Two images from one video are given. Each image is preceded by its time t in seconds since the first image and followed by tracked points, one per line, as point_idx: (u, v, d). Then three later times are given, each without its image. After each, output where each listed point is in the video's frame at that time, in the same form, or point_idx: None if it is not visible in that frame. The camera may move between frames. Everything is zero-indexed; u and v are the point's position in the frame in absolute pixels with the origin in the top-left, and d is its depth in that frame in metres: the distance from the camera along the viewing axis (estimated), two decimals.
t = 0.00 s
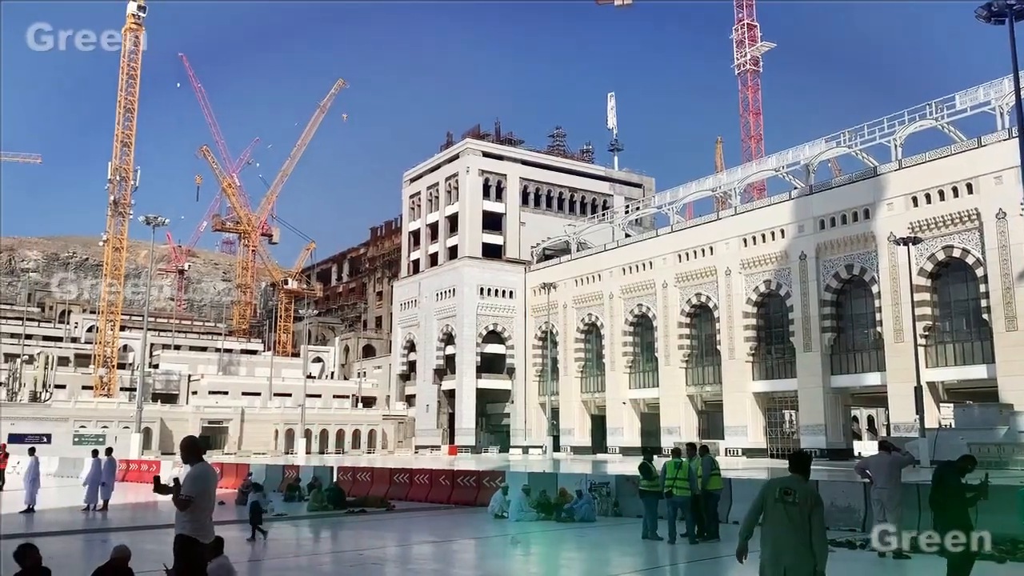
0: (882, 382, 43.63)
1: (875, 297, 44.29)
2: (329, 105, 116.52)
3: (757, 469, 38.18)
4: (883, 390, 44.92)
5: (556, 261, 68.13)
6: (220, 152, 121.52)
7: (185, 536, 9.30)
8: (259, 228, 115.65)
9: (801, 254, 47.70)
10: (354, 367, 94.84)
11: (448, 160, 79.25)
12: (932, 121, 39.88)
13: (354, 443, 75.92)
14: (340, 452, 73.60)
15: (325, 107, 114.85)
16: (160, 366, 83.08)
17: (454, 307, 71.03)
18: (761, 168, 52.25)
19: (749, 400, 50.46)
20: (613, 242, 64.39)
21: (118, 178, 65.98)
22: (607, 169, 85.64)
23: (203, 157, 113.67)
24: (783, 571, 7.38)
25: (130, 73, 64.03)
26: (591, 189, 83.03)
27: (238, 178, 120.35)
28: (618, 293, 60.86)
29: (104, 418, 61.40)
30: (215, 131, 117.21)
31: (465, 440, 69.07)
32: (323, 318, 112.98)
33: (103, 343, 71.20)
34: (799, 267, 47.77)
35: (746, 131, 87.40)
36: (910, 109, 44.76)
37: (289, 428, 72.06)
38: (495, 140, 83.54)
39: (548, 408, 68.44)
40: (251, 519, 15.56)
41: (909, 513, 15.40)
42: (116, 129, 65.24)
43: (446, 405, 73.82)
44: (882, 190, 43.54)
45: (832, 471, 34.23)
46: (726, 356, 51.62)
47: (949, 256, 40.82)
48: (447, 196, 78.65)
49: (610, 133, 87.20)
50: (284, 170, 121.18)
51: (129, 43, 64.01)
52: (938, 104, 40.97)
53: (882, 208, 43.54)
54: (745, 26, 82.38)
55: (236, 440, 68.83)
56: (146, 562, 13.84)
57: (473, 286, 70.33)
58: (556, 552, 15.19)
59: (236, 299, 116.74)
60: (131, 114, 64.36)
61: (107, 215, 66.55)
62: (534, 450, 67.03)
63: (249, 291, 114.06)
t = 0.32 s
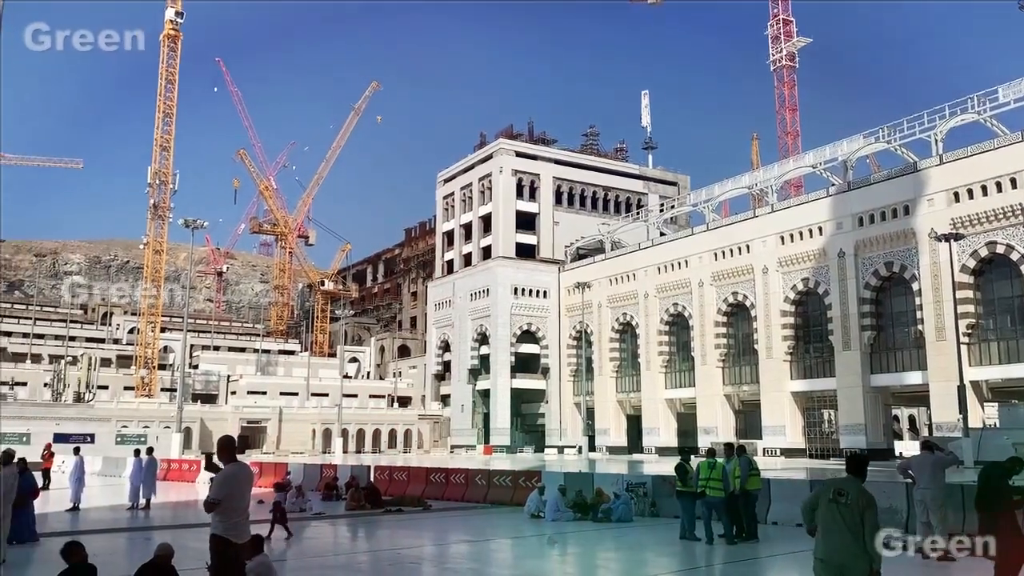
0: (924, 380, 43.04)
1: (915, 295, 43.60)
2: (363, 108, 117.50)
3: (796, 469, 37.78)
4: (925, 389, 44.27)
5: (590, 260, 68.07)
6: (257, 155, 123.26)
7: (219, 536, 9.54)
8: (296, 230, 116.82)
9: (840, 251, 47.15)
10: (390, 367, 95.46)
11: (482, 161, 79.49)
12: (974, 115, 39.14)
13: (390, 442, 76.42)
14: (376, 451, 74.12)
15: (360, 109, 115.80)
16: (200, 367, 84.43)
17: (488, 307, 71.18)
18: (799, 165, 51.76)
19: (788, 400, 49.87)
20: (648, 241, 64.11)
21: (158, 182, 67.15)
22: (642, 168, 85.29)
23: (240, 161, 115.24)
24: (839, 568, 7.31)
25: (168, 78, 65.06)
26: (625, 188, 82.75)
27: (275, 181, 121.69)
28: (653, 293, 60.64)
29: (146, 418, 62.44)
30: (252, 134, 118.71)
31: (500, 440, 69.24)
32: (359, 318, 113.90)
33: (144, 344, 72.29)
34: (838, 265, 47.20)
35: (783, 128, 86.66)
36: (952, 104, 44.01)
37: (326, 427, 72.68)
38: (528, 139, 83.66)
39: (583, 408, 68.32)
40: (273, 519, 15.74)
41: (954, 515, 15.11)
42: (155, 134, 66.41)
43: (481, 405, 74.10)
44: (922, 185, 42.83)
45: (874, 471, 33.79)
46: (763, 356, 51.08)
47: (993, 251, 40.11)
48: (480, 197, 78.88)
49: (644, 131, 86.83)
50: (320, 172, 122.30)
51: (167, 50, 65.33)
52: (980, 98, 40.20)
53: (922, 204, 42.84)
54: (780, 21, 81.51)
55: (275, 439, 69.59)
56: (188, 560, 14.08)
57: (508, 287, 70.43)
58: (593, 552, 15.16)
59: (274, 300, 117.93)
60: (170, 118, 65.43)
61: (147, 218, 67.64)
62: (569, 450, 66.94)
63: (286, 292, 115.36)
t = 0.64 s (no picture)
0: (974, 379, 42.21)
1: (964, 292, 42.76)
2: (402, 109, 118.28)
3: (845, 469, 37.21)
4: (975, 388, 43.41)
5: (630, 259, 67.90)
6: (298, 158, 124.73)
7: (262, 535, 9.69)
8: (337, 231, 117.75)
9: (886, 247, 46.39)
10: (431, 367, 95.96)
11: (520, 160, 79.59)
12: None
13: (431, 441, 76.84)
14: (418, 450, 74.56)
15: (399, 111, 116.56)
16: (245, 367, 85.65)
17: (528, 307, 71.21)
18: (843, 159, 51.01)
19: (833, 399, 49.04)
20: (688, 239, 63.68)
21: (202, 185, 68.29)
22: (682, 165, 84.64)
23: (282, 163, 116.66)
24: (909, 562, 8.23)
25: (211, 83, 66.13)
26: (665, 185, 82.22)
27: (316, 183, 122.88)
28: (694, 291, 60.19)
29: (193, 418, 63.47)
30: (293, 137, 119.92)
31: (541, 439, 69.25)
32: (400, 318, 114.61)
33: (190, 344, 73.42)
34: (884, 262, 46.46)
35: (826, 123, 85.54)
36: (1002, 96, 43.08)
37: (368, 427, 73.21)
38: (566, 138, 83.59)
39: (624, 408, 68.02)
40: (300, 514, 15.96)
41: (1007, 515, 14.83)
42: (199, 138, 67.55)
43: (521, 405, 74.22)
44: (971, 179, 41.96)
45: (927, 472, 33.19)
46: (807, 354, 50.34)
47: None
48: (519, 196, 78.95)
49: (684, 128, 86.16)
50: (360, 174, 123.22)
51: (210, 56, 66.65)
52: None
53: (971, 198, 42.00)
54: (823, 15, 80.30)
55: (318, 438, 70.41)
56: (235, 558, 14.24)
57: (547, 286, 70.45)
58: (635, 552, 15.06)
59: (316, 301, 119.12)
60: (213, 123, 66.50)
61: (192, 222, 68.56)
62: (610, 450, 66.69)
63: (328, 293, 116.59)
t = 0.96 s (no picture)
0: None
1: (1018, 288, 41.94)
2: (441, 110, 118.69)
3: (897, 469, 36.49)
4: None
5: (671, 258, 67.59)
6: (340, 160, 125.84)
7: (309, 534, 9.76)
8: (378, 233, 118.51)
9: (934, 243, 45.46)
10: (472, 367, 96.41)
11: (559, 159, 79.60)
12: None
13: (473, 441, 77.11)
14: (460, 450, 74.91)
15: (438, 112, 117.04)
16: (289, 367, 86.76)
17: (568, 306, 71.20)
18: (889, 154, 50.17)
19: (880, 398, 48.16)
20: (731, 236, 63.14)
21: (246, 189, 69.22)
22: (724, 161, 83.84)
23: (324, 166, 117.87)
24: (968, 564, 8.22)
25: (254, 88, 67.11)
26: (707, 182, 81.56)
27: (357, 185, 123.92)
28: (737, 289, 59.58)
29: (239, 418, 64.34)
30: (334, 140, 120.98)
31: (583, 439, 69.14)
32: (440, 318, 115.11)
33: (235, 346, 74.45)
34: (932, 258, 45.56)
35: (871, 117, 84.19)
36: None
37: (410, 426, 73.61)
38: (606, 136, 83.39)
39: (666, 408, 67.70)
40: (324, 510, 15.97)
41: None
42: (243, 143, 68.48)
43: (562, 404, 74.19)
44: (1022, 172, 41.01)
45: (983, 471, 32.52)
46: (854, 353, 49.53)
47: None
48: (559, 195, 78.98)
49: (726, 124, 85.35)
50: (400, 175, 123.98)
51: (253, 61, 67.59)
52: None
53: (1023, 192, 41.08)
54: (866, 7, 78.63)
55: (361, 437, 71.03)
56: (282, 556, 14.43)
57: (587, 285, 70.44)
58: (679, 552, 14.95)
59: (357, 302, 120.27)
60: (256, 127, 67.46)
61: (237, 225, 69.48)
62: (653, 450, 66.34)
63: (370, 293, 117.59)
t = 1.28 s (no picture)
0: None
1: None
2: (477, 111, 118.92)
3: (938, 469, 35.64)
4: None
5: (709, 256, 67.13)
6: (377, 162, 126.68)
7: (350, 533, 9.81)
8: (415, 234, 119.05)
9: (980, 238, 44.67)
10: (509, 366, 96.60)
11: (595, 158, 79.34)
12: None
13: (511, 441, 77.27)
14: (499, 450, 75.09)
15: (473, 112, 117.33)
16: (329, 368, 87.69)
17: (606, 306, 71.02)
18: (933, 148, 49.41)
19: (925, 395, 47.34)
20: (771, 233, 62.57)
21: (286, 192, 70.01)
22: (763, 157, 82.61)
23: (361, 168, 118.85)
24: None
25: (292, 92, 67.89)
26: (746, 178, 80.66)
27: (394, 186, 124.73)
28: (778, 287, 58.94)
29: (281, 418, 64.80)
30: (371, 142, 121.87)
31: (621, 439, 68.94)
32: (477, 318, 115.28)
33: (277, 347, 75.32)
34: (978, 254, 44.74)
35: (913, 110, 82.83)
36: None
37: (449, 426, 73.96)
38: (642, 134, 83.05)
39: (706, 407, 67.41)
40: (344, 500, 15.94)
41: None
42: (282, 146, 69.29)
43: (600, 404, 74.08)
44: None
45: None
46: (897, 350, 48.76)
47: None
48: (595, 194, 78.84)
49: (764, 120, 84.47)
50: (436, 177, 124.54)
51: (290, 65, 68.49)
52: None
53: None
54: None
55: (400, 437, 71.49)
56: (326, 555, 14.57)
57: (625, 285, 70.27)
58: (720, 553, 14.84)
59: (395, 303, 121.10)
60: (295, 130, 68.22)
61: (277, 228, 70.24)
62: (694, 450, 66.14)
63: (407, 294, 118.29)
